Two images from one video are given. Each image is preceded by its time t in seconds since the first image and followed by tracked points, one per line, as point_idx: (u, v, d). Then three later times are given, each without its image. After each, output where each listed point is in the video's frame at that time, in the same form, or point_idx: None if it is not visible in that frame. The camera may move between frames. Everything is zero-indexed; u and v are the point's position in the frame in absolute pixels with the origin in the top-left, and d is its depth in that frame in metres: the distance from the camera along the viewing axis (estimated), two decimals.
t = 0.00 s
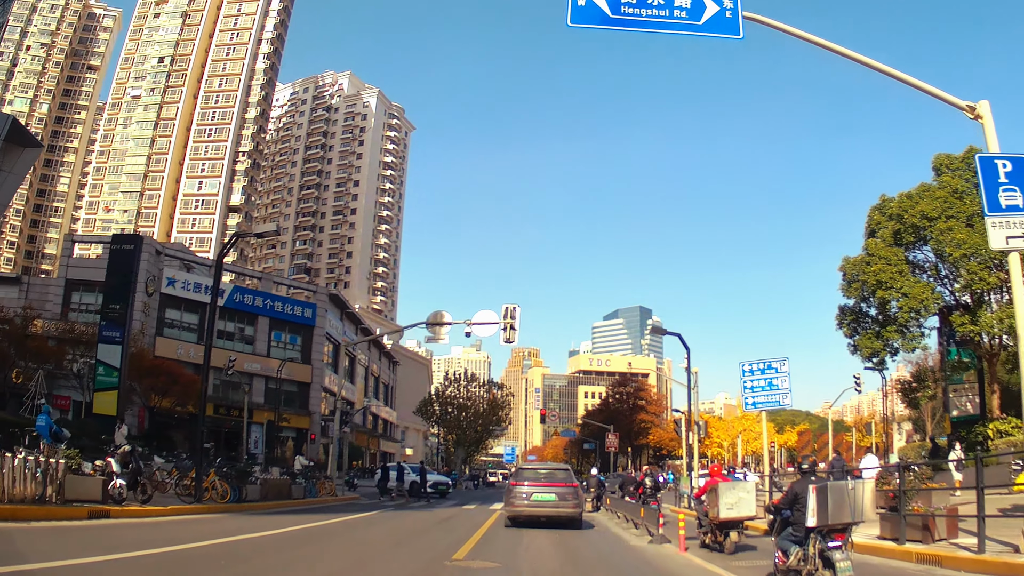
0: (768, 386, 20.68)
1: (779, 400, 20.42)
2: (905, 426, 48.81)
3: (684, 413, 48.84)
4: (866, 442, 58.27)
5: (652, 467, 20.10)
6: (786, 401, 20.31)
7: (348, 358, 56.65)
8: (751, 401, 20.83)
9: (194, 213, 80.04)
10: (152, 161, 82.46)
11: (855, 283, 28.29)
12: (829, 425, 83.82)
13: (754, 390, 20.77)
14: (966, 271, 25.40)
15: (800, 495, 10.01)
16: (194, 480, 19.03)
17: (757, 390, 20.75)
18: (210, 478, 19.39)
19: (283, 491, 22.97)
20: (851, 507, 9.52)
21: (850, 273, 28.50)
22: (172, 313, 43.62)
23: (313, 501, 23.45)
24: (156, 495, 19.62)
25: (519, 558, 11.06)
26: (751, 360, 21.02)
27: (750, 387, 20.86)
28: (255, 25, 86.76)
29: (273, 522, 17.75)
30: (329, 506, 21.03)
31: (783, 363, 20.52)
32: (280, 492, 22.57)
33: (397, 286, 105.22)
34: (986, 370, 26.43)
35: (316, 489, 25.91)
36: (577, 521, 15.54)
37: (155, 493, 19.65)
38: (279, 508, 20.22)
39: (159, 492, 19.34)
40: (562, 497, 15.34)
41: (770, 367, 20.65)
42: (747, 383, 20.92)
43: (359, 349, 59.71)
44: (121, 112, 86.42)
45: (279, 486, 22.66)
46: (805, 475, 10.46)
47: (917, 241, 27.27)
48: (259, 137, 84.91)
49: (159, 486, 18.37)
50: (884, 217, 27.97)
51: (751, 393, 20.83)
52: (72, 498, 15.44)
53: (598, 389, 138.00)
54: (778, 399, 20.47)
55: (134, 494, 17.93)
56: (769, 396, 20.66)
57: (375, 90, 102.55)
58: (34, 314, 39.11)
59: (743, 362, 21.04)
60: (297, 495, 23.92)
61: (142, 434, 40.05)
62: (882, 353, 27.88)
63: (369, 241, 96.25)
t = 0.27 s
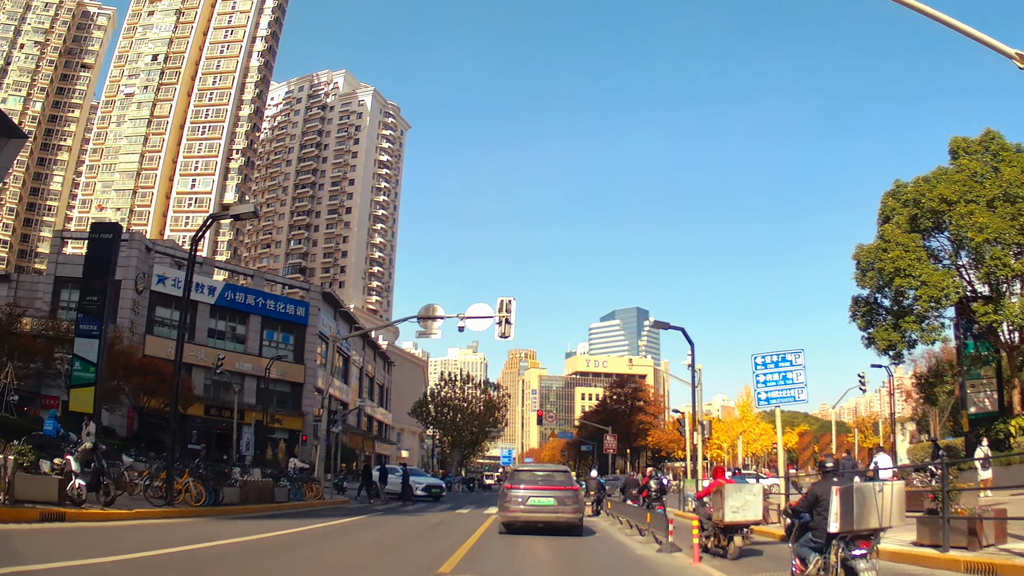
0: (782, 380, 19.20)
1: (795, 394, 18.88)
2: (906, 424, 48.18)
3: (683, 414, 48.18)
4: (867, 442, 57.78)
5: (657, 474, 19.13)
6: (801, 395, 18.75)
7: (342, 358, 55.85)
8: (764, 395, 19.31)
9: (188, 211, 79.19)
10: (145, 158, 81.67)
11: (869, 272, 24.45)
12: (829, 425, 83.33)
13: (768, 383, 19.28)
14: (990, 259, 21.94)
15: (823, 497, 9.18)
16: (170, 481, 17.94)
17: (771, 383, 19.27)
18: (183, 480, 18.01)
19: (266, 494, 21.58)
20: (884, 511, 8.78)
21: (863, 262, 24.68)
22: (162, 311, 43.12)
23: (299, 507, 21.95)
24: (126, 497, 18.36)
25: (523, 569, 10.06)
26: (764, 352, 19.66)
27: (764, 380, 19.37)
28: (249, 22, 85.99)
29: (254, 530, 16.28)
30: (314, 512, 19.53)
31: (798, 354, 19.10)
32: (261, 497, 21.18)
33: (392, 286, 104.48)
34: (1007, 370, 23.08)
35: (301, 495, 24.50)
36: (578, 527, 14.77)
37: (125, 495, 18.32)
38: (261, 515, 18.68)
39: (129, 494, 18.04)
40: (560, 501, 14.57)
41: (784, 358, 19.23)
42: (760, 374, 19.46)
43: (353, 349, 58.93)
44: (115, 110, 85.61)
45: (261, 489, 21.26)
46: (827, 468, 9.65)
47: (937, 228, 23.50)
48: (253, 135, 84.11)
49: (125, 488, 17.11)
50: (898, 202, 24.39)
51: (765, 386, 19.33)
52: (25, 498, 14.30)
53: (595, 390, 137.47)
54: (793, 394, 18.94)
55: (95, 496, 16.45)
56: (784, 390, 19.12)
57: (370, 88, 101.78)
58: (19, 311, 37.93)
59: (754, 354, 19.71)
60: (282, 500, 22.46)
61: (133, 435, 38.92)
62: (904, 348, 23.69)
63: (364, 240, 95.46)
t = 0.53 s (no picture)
0: (798, 373, 17.97)
1: (812, 388, 17.61)
2: (909, 424, 47.51)
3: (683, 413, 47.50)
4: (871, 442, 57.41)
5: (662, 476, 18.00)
6: (818, 388, 17.49)
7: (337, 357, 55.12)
8: (780, 388, 18.13)
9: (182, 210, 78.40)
10: (139, 157, 80.94)
11: (886, 259, 21.01)
12: (829, 426, 82.71)
13: (783, 375, 18.09)
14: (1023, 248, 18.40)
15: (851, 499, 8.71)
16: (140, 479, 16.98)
17: (787, 376, 18.06)
18: (156, 481, 17.22)
19: (249, 495, 20.79)
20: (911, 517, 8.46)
21: (878, 249, 21.26)
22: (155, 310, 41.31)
23: (285, 508, 21.18)
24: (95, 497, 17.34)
25: None
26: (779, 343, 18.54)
27: (778, 372, 18.20)
28: (244, 20, 85.23)
29: (240, 532, 15.29)
30: (294, 514, 18.81)
31: (815, 344, 17.88)
32: (243, 498, 20.41)
33: (389, 286, 103.71)
34: None
35: (287, 496, 23.76)
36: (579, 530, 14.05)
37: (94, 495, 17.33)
38: (240, 517, 17.91)
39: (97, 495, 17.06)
40: (560, 504, 13.86)
41: (801, 348, 18.05)
42: (775, 366, 18.28)
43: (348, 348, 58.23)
44: (109, 108, 84.82)
45: (243, 490, 20.46)
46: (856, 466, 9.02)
47: (958, 213, 20.07)
48: (248, 134, 83.37)
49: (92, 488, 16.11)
50: (914, 187, 21.02)
51: (780, 378, 18.12)
52: None
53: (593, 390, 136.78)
54: (811, 387, 17.68)
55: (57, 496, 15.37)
56: (800, 383, 17.89)
57: (366, 87, 100.96)
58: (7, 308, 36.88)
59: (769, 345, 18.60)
60: (267, 500, 21.67)
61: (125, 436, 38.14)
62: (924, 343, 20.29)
63: (361, 240, 94.71)
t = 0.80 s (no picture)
0: (818, 364, 16.22)
1: (832, 379, 15.87)
2: (915, 422, 46.81)
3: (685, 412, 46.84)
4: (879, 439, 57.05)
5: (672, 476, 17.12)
6: (840, 380, 15.71)
7: (334, 356, 54.42)
8: (798, 379, 16.38)
9: (179, 208, 77.75)
10: (136, 155, 80.27)
11: (905, 245, 20.06)
12: (831, 424, 82.07)
13: (802, 366, 16.35)
14: None
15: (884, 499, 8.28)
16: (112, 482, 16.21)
17: (806, 367, 16.32)
18: (131, 481, 16.46)
19: (233, 497, 20.04)
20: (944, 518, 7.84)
21: (896, 235, 20.28)
22: (148, 306, 40.64)
23: (270, 510, 20.42)
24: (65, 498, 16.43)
25: None
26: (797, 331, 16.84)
27: (797, 363, 16.45)
28: (241, 16, 84.52)
29: (231, 534, 14.45)
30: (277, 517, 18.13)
31: (837, 333, 16.15)
32: (227, 500, 19.63)
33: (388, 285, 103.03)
34: None
35: (275, 498, 23.01)
36: (583, 534, 13.35)
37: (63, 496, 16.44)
38: (221, 519, 17.17)
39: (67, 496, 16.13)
40: (564, 506, 13.18)
41: (820, 336, 16.33)
42: (792, 355, 16.57)
43: (346, 347, 57.53)
44: (105, 106, 84.13)
45: (227, 491, 19.70)
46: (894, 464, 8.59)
47: (980, 197, 19.41)
48: (245, 131, 82.69)
49: (63, 487, 15.26)
50: (932, 170, 20.24)
51: (798, 369, 16.39)
52: None
53: (593, 390, 136.05)
54: (832, 379, 15.93)
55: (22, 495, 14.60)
56: (819, 375, 16.10)
57: (365, 84, 100.20)
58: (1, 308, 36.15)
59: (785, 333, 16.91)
60: (253, 502, 20.88)
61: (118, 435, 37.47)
62: (946, 332, 19.62)
63: (359, 238, 94.00)
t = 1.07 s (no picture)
0: (837, 354, 15.25)
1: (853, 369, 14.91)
2: (921, 420, 46.13)
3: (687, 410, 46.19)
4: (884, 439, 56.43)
5: (680, 472, 16.10)
6: (861, 370, 14.68)
7: (331, 356, 53.84)
8: (816, 370, 15.42)
9: (175, 207, 77.24)
10: (132, 153, 79.60)
11: (923, 233, 19.83)
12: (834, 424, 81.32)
13: (820, 356, 15.40)
14: None
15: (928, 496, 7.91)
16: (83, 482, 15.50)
17: (825, 357, 15.37)
18: (104, 481, 15.70)
19: (216, 498, 19.38)
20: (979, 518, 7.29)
21: (913, 221, 20.06)
22: (141, 306, 40.46)
23: (254, 511, 19.75)
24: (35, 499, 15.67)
25: None
26: (816, 319, 15.88)
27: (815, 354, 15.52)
28: (238, 13, 83.96)
29: (219, 537, 13.66)
30: (257, 520, 17.56)
31: (858, 321, 15.21)
32: (208, 502, 18.93)
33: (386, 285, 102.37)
34: None
35: (260, 499, 22.45)
36: (586, 538, 12.70)
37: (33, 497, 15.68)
38: (199, 522, 16.50)
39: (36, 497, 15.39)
40: (566, 508, 12.56)
41: (839, 324, 15.36)
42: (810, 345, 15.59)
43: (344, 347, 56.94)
44: (101, 104, 83.57)
45: (209, 492, 19.01)
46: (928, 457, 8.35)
47: (999, 180, 19.19)
48: (242, 130, 82.06)
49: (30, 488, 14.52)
50: (947, 154, 20.07)
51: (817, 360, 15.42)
52: None
53: (593, 390, 135.35)
54: (853, 370, 14.96)
55: None
56: (839, 366, 15.20)
57: (363, 83, 99.62)
58: None
59: (803, 321, 15.98)
60: (237, 504, 20.22)
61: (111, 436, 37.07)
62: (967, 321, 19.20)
63: (357, 238, 93.37)
